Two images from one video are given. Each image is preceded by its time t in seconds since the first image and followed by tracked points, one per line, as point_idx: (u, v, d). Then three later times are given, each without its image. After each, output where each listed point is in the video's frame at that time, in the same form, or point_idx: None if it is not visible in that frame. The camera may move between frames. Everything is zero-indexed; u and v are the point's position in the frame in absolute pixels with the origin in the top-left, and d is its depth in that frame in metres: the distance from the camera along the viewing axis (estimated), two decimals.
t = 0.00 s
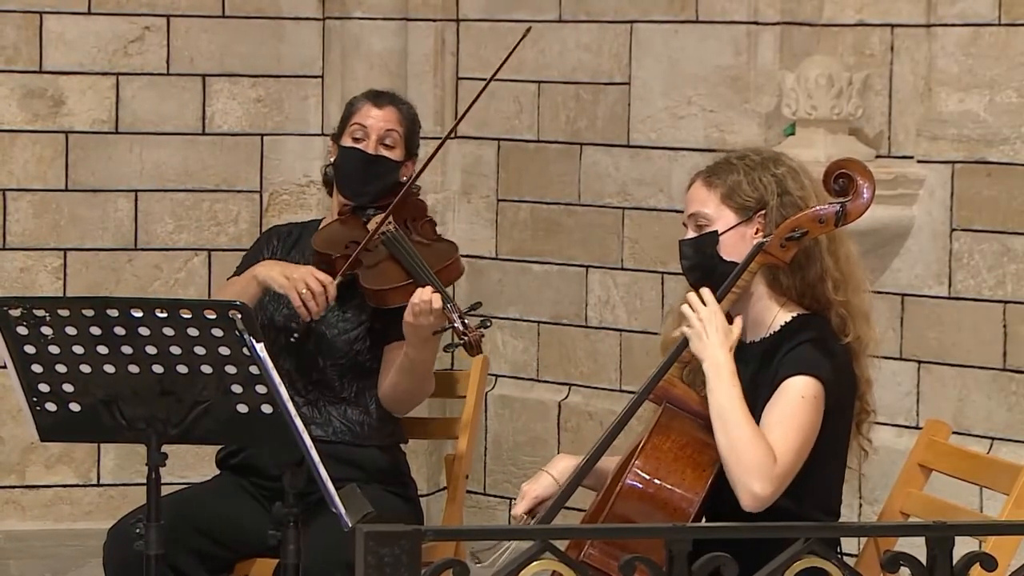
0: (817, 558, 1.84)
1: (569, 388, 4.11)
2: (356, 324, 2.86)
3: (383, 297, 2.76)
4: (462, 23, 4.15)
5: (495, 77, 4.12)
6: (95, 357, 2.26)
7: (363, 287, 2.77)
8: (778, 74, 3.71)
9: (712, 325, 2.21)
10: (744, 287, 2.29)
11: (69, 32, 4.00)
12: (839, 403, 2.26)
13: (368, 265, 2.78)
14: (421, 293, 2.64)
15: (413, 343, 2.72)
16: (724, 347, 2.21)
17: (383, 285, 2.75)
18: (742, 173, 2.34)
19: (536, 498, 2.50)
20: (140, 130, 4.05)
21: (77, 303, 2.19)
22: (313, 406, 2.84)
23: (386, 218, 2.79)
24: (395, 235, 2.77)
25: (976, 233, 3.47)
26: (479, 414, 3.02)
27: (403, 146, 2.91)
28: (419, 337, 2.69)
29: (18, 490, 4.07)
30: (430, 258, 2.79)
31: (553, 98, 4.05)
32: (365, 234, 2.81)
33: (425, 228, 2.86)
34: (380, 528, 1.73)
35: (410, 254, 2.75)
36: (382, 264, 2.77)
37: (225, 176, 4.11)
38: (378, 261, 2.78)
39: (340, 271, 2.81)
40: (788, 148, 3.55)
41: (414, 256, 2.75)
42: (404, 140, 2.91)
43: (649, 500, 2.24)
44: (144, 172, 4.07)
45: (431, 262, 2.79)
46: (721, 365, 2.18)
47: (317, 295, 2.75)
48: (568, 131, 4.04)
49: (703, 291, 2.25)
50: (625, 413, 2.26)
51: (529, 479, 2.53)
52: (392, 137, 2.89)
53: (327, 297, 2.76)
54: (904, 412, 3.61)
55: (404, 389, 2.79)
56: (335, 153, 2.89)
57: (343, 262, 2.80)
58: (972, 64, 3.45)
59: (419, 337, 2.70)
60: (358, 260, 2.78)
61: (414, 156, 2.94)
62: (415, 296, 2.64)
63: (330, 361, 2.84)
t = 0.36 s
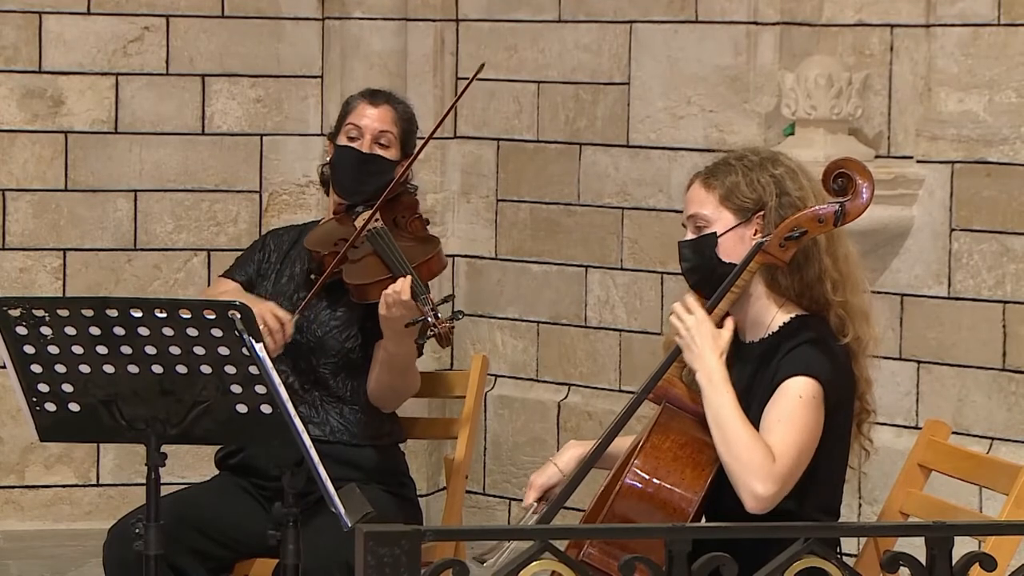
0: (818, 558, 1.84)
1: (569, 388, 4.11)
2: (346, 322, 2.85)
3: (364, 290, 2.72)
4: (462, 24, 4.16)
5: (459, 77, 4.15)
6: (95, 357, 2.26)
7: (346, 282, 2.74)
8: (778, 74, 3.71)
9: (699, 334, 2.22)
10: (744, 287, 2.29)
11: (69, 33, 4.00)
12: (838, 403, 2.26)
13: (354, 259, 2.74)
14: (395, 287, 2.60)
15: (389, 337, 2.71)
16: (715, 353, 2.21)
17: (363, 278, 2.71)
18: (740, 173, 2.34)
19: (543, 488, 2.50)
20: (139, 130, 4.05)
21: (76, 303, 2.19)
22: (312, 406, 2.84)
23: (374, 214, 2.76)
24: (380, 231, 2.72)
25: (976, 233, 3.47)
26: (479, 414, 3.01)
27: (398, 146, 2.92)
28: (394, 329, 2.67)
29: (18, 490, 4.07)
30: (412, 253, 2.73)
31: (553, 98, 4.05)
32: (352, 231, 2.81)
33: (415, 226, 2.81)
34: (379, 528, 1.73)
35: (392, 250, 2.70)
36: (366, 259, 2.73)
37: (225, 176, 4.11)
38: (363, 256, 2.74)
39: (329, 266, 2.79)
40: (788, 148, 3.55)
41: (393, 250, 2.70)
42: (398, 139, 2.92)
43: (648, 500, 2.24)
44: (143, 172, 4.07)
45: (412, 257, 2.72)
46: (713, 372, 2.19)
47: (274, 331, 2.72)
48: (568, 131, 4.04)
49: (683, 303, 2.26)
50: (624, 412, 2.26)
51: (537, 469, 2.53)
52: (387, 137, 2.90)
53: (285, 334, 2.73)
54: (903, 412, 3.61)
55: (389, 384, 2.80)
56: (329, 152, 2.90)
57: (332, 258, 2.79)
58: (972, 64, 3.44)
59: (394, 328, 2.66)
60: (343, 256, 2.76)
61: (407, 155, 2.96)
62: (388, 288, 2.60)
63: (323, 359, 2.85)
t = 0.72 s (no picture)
0: (818, 558, 1.84)
1: (569, 388, 4.11)
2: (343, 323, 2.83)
3: (355, 292, 2.75)
4: (462, 24, 4.16)
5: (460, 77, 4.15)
6: (95, 357, 2.26)
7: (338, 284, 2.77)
8: (778, 74, 3.72)
9: (700, 332, 2.22)
10: (744, 286, 2.29)
11: (69, 33, 4.00)
12: (838, 403, 2.26)
13: (344, 264, 2.75)
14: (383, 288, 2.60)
15: (376, 337, 2.69)
16: (716, 351, 2.21)
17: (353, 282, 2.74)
18: (739, 173, 2.33)
19: (554, 477, 2.51)
20: (139, 130, 4.05)
21: (76, 303, 2.19)
22: (312, 406, 2.84)
23: (363, 215, 2.74)
24: (370, 232, 2.71)
25: (977, 233, 3.47)
26: (479, 414, 3.01)
27: (390, 144, 2.91)
28: (382, 330, 2.66)
29: (18, 490, 4.07)
30: (399, 252, 2.72)
31: (553, 98, 4.06)
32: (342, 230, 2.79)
33: (407, 224, 2.79)
34: (379, 527, 1.73)
35: (380, 253, 2.70)
36: (355, 263, 2.74)
37: (225, 176, 4.11)
38: (351, 259, 2.74)
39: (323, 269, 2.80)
40: (788, 148, 3.55)
41: (381, 253, 2.69)
42: (389, 137, 2.91)
43: (648, 500, 2.24)
44: (143, 172, 4.07)
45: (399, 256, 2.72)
46: (714, 368, 2.19)
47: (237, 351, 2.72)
48: (568, 131, 4.04)
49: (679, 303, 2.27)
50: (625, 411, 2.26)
51: (551, 459, 2.54)
52: (378, 136, 2.89)
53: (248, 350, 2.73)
54: (903, 412, 3.61)
55: (383, 383, 2.79)
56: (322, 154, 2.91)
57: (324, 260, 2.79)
58: (972, 64, 3.44)
59: (383, 330, 2.66)
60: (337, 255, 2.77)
61: (400, 152, 2.94)
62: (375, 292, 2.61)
63: (320, 360, 2.84)
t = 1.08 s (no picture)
0: (818, 558, 1.84)
1: (569, 388, 4.10)
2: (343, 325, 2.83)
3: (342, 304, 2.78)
4: (462, 23, 4.17)
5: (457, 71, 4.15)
6: (95, 357, 2.26)
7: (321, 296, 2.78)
8: (778, 73, 3.72)
9: (711, 327, 2.21)
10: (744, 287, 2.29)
11: (69, 33, 4.00)
12: (841, 402, 2.27)
13: (325, 277, 2.75)
14: (358, 306, 2.58)
15: (354, 346, 2.68)
16: (724, 347, 2.21)
17: (339, 293, 2.76)
18: (737, 173, 2.33)
19: (537, 481, 2.50)
20: (139, 130, 4.05)
21: (76, 303, 2.19)
22: (314, 406, 2.84)
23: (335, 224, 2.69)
24: (343, 242, 2.68)
25: (977, 233, 3.47)
26: (480, 414, 3.01)
27: (338, 137, 2.85)
28: (360, 342, 2.65)
29: (18, 490, 4.07)
30: (375, 258, 2.71)
31: (553, 98, 4.05)
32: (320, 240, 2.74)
33: (383, 221, 2.76)
34: (380, 527, 1.73)
35: (353, 262, 2.67)
36: (335, 276, 2.73)
37: (225, 176, 4.11)
38: (331, 270, 2.73)
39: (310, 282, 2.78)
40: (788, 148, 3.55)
41: (354, 260, 2.66)
42: (336, 133, 2.84)
43: (648, 500, 2.24)
44: (143, 172, 4.07)
45: (375, 264, 2.70)
46: (721, 364, 2.19)
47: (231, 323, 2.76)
48: (568, 131, 4.04)
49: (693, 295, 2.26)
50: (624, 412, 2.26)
51: (531, 462, 2.52)
52: (323, 138, 2.83)
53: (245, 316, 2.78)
54: (903, 412, 3.61)
55: (370, 388, 2.77)
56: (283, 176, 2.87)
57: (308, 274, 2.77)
58: (972, 63, 3.44)
59: (360, 342, 2.66)
60: (320, 266, 2.75)
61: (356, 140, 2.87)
62: (349, 306, 2.58)
63: (317, 364, 2.83)
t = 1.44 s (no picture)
0: (818, 558, 1.84)
1: (569, 387, 4.10)
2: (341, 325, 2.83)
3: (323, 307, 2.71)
4: (461, 23, 4.17)
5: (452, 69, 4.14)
6: (95, 357, 2.26)
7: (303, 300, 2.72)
8: (778, 73, 3.72)
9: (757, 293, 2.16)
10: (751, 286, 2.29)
11: (69, 32, 4.00)
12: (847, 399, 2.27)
13: (309, 278, 2.71)
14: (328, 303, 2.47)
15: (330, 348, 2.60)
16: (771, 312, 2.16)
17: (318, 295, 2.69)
18: (741, 173, 2.33)
19: (534, 485, 2.45)
20: (139, 130, 4.05)
21: (76, 303, 2.19)
22: (313, 406, 2.83)
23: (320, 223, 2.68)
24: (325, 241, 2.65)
25: (977, 233, 3.47)
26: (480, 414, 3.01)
27: (325, 136, 2.82)
28: (335, 343, 2.56)
29: (18, 489, 4.07)
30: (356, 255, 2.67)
31: (553, 98, 4.05)
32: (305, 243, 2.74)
33: (366, 218, 2.70)
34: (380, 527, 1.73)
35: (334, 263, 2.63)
36: (317, 277, 2.69)
37: (225, 176, 4.11)
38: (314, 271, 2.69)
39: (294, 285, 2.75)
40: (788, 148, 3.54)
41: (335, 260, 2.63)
42: (323, 131, 2.82)
43: (649, 501, 2.24)
44: (143, 172, 4.07)
45: (351, 264, 2.66)
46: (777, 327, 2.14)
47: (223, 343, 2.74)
48: (568, 131, 4.04)
49: (718, 273, 2.21)
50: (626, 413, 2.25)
51: (524, 467, 2.48)
52: (310, 137, 2.82)
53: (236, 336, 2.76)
54: (903, 412, 3.61)
55: (356, 385, 2.73)
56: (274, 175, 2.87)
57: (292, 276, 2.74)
58: (972, 63, 3.44)
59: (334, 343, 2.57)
60: (303, 267, 2.72)
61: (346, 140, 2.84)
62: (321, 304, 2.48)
63: (310, 364, 2.82)
